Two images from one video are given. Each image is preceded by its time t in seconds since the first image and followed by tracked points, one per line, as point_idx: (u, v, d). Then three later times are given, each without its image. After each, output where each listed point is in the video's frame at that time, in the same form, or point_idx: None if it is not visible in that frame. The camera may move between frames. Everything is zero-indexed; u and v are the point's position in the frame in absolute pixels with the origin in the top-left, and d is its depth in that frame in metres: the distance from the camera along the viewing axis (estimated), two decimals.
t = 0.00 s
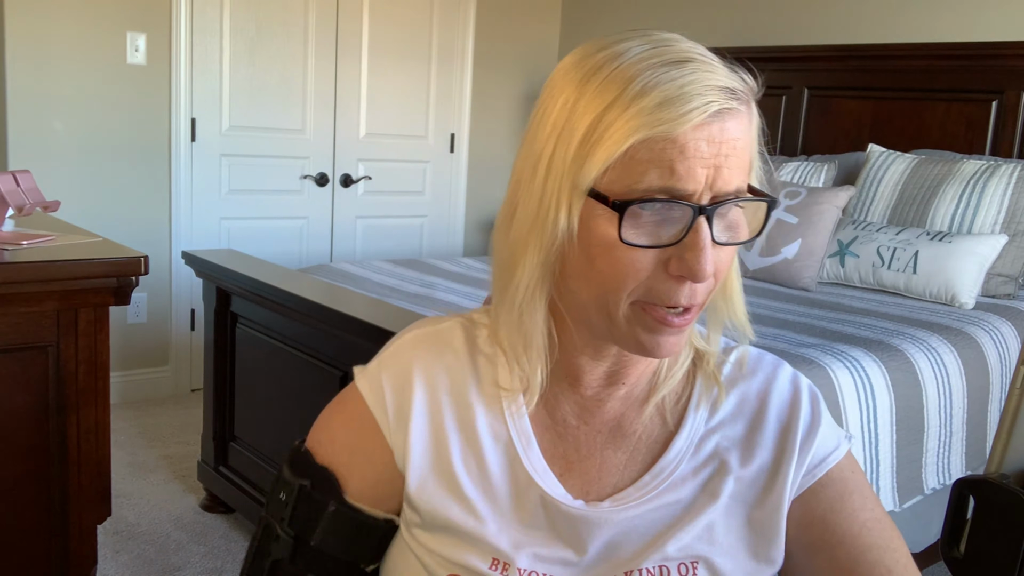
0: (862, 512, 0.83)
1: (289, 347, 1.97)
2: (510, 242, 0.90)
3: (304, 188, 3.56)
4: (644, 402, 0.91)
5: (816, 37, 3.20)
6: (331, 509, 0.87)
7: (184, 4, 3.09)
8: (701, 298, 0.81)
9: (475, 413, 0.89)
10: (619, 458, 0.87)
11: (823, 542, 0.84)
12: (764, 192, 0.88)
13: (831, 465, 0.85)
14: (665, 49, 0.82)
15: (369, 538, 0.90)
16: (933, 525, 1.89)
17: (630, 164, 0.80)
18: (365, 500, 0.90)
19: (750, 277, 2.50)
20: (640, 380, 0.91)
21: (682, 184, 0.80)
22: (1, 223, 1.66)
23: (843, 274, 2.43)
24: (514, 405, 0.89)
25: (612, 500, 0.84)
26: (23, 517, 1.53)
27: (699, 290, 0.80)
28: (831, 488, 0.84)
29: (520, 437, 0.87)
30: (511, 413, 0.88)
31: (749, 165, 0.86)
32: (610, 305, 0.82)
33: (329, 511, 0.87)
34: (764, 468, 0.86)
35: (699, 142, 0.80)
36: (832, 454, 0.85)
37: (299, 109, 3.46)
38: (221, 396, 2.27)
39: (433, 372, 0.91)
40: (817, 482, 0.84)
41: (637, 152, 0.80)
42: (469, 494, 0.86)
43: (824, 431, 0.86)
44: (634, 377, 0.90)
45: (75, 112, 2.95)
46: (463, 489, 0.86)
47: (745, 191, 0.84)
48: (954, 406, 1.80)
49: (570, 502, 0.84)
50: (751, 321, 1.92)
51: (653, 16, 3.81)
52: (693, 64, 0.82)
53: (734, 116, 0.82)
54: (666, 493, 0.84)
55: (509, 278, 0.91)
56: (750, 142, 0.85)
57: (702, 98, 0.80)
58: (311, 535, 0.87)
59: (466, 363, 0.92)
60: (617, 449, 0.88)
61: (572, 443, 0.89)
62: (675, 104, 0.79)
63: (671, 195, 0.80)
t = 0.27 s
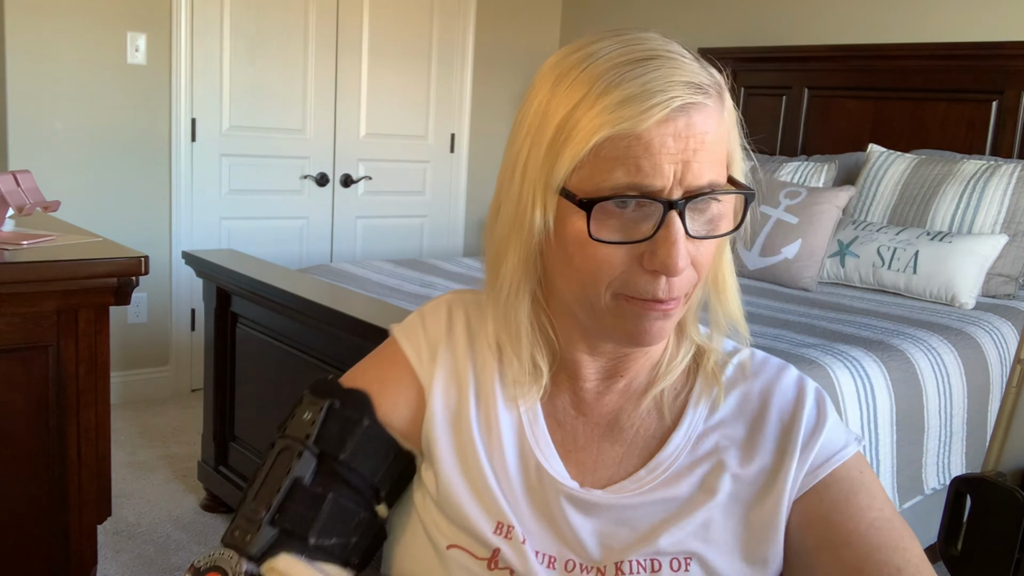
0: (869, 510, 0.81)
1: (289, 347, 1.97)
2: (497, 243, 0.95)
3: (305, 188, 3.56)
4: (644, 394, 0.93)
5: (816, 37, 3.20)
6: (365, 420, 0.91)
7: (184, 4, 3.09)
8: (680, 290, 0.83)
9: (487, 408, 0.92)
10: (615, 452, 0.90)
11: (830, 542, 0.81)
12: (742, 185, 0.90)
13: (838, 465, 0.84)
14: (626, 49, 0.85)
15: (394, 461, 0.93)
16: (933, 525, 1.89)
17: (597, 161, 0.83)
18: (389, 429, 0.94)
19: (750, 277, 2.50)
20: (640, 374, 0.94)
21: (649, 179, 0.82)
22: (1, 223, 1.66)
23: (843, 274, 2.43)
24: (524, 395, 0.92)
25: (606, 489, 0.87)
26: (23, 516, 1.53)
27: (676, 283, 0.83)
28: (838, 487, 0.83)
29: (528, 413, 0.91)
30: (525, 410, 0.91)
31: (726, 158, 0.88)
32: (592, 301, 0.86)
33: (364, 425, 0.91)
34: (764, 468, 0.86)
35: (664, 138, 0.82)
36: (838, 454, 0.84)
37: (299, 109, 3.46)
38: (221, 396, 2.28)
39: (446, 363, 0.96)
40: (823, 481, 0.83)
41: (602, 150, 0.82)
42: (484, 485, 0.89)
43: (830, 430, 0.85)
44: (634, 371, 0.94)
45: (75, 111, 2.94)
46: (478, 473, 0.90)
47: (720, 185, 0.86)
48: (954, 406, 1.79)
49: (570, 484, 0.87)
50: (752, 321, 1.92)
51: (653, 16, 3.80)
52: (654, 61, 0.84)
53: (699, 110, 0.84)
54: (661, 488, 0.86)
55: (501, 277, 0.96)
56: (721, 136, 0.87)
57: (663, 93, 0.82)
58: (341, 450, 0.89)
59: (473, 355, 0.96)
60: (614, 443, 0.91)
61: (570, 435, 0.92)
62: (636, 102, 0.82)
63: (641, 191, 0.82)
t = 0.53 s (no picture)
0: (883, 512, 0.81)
1: (289, 347, 1.97)
2: (512, 244, 0.96)
3: (305, 188, 3.56)
4: (665, 394, 0.92)
5: (816, 38, 3.20)
6: (399, 386, 0.84)
7: (184, 4, 3.09)
8: (693, 276, 0.83)
9: (508, 408, 0.92)
10: (638, 450, 0.90)
11: (835, 545, 0.82)
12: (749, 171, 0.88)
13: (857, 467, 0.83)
14: (621, 41, 0.85)
15: (428, 432, 0.84)
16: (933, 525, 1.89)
17: (599, 149, 0.83)
18: (423, 403, 0.87)
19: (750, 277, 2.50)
20: (660, 371, 0.93)
21: (649, 164, 0.81)
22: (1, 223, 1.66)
23: (843, 274, 2.43)
24: (548, 393, 0.92)
25: (630, 488, 0.86)
26: (23, 517, 1.52)
27: (686, 268, 0.82)
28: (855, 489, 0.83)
29: (553, 415, 0.90)
30: (551, 410, 0.91)
31: (731, 144, 0.87)
32: (607, 294, 0.85)
33: (396, 387, 0.84)
34: (785, 464, 0.86)
35: (665, 122, 0.81)
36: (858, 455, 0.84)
37: (299, 109, 3.46)
38: (221, 396, 2.28)
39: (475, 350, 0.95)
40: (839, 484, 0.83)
41: (603, 137, 0.82)
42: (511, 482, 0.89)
43: (850, 428, 0.85)
44: (655, 369, 0.93)
45: (75, 112, 2.94)
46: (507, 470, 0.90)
47: (725, 169, 0.85)
48: (954, 406, 1.79)
49: (595, 483, 0.86)
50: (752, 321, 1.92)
51: (654, 16, 3.80)
52: (650, 49, 0.84)
53: (698, 93, 0.83)
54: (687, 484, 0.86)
55: (518, 276, 0.96)
56: (725, 120, 0.86)
57: (661, 78, 0.82)
58: (372, 407, 0.80)
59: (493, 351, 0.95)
60: (636, 442, 0.90)
61: (593, 435, 0.91)
62: (635, 87, 0.81)
63: (645, 176, 0.82)
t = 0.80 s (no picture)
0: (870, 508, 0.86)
1: (289, 347, 1.97)
2: (524, 234, 0.93)
3: (305, 188, 3.55)
4: (676, 398, 0.94)
5: (816, 37, 3.20)
6: (430, 386, 0.75)
7: (184, 4, 3.09)
8: (713, 256, 0.81)
9: (522, 408, 0.90)
10: (653, 453, 0.90)
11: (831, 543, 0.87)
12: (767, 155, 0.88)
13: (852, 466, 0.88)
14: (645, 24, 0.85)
15: (457, 438, 0.75)
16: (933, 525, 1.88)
17: (622, 125, 0.82)
18: (450, 408, 0.78)
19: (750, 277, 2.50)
20: (670, 374, 0.94)
21: (673, 139, 0.80)
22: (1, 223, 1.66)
23: (843, 274, 2.43)
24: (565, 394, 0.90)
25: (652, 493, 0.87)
26: (23, 517, 1.52)
27: (706, 247, 0.80)
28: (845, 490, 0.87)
29: (567, 421, 0.89)
30: (563, 412, 0.89)
31: (749, 129, 0.87)
32: (624, 275, 0.83)
33: (426, 388, 0.75)
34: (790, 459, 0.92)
35: (688, 97, 0.81)
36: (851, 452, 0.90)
37: (299, 108, 3.46)
38: (221, 396, 2.28)
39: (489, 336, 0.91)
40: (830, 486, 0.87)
41: (626, 112, 0.81)
42: (522, 481, 0.88)
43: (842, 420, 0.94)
44: (665, 371, 0.93)
45: (74, 111, 2.94)
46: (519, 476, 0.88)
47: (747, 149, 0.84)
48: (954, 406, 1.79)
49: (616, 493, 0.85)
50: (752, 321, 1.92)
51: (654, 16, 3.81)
52: (674, 29, 0.84)
53: (721, 72, 0.83)
54: (705, 485, 0.88)
55: (530, 268, 0.93)
56: (744, 106, 0.86)
57: (685, 55, 0.82)
58: (406, 405, 0.71)
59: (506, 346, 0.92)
60: (651, 445, 0.91)
61: (610, 439, 0.91)
62: (659, 62, 0.81)
63: (668, 151, 0.80)
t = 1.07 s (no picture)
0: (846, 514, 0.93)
1: (290, 347, 1.97)
2: (525, 238, 0.92)
3: (305, 188, 3.56)
4: (672, 406, 0.94)
5: (816, 37, 3.21)
6: (405, 411, 0.74)
7: (185, 4, 3.09)
8: (726, 264, 0.81)
9: (513, 420, 0.88)
10: (653, 464, 0.90)
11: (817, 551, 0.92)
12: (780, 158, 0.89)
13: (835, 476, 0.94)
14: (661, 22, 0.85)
15: (435, 462, 0.75)
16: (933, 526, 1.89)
17: (638, 128, 0.81)
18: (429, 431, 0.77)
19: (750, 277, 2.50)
20: (666, 383, 0.94)
21: (694, 143, 0.80)
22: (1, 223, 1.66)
23: (843, 274, 2.43)
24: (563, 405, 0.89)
25: (652, 506, 0.87)
26: (23, 518, 1.52)
27: (720, 255, 0.80)
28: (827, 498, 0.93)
29: (562, 436, 0.88)
30: (557, 426, 0.88)
31: (761, 133, 0.87)
32: (634, 283, 0.82)
33: (404, 411, 0.74)
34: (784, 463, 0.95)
35: (707, 100, 0.81)
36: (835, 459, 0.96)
37: (299, 108, 3.46)
38: (220, 397, 2.28)
39: (470, 350, 0.90)
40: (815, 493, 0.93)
41: (642, 115, 0.81)
42: (517, 492, 0.87)
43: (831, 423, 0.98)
44: (662, 380, 0.93)
45: (74, 111, 2.94)
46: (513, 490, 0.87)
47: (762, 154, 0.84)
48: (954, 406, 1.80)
49: (616, 509, 0.85)
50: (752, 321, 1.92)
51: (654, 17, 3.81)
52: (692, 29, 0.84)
53: (738, 74, 0.83)
54: (705, 493, 0.88)
55: (529, 274, 0.92)
56: (757, 108, 0.86)
57: (704, 56, 0.82)
58: (382, 432, 0.70)
59: (505, 355, 0.91)
60: (650, 455, 0.91)
61: (607, 454, 0.90)
62: (677, 64, 0.81)
63: (686, 155, 0.80)
